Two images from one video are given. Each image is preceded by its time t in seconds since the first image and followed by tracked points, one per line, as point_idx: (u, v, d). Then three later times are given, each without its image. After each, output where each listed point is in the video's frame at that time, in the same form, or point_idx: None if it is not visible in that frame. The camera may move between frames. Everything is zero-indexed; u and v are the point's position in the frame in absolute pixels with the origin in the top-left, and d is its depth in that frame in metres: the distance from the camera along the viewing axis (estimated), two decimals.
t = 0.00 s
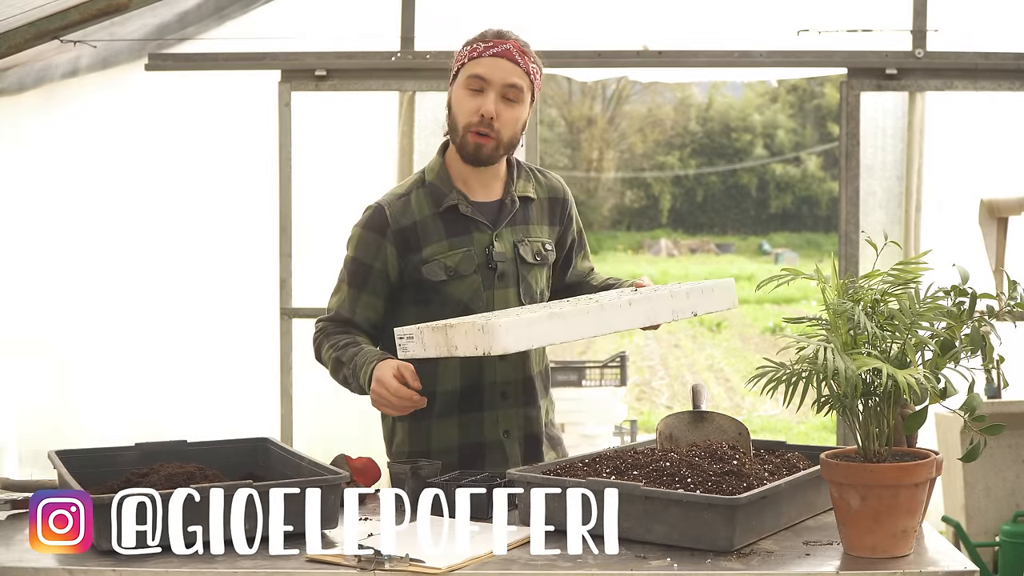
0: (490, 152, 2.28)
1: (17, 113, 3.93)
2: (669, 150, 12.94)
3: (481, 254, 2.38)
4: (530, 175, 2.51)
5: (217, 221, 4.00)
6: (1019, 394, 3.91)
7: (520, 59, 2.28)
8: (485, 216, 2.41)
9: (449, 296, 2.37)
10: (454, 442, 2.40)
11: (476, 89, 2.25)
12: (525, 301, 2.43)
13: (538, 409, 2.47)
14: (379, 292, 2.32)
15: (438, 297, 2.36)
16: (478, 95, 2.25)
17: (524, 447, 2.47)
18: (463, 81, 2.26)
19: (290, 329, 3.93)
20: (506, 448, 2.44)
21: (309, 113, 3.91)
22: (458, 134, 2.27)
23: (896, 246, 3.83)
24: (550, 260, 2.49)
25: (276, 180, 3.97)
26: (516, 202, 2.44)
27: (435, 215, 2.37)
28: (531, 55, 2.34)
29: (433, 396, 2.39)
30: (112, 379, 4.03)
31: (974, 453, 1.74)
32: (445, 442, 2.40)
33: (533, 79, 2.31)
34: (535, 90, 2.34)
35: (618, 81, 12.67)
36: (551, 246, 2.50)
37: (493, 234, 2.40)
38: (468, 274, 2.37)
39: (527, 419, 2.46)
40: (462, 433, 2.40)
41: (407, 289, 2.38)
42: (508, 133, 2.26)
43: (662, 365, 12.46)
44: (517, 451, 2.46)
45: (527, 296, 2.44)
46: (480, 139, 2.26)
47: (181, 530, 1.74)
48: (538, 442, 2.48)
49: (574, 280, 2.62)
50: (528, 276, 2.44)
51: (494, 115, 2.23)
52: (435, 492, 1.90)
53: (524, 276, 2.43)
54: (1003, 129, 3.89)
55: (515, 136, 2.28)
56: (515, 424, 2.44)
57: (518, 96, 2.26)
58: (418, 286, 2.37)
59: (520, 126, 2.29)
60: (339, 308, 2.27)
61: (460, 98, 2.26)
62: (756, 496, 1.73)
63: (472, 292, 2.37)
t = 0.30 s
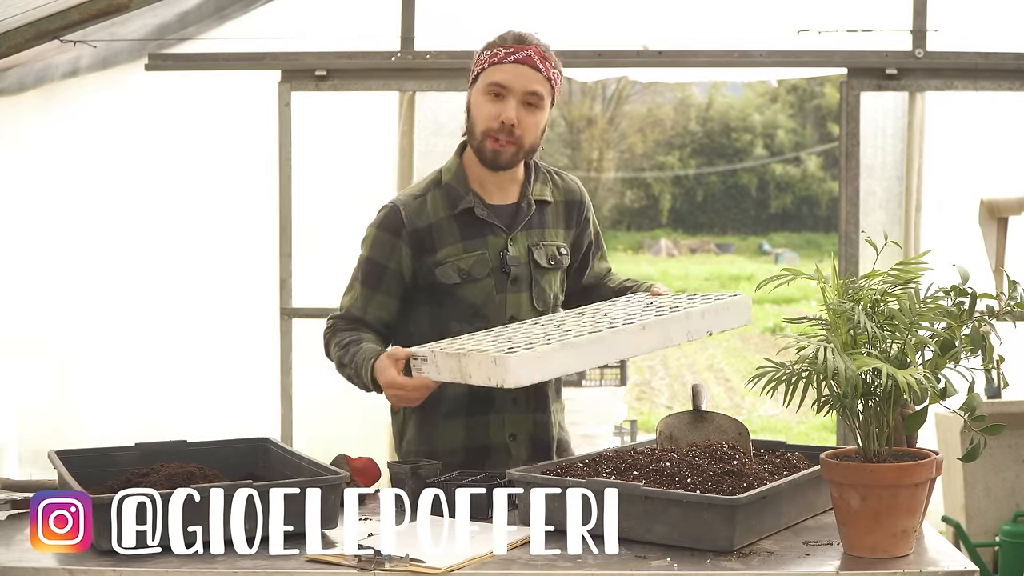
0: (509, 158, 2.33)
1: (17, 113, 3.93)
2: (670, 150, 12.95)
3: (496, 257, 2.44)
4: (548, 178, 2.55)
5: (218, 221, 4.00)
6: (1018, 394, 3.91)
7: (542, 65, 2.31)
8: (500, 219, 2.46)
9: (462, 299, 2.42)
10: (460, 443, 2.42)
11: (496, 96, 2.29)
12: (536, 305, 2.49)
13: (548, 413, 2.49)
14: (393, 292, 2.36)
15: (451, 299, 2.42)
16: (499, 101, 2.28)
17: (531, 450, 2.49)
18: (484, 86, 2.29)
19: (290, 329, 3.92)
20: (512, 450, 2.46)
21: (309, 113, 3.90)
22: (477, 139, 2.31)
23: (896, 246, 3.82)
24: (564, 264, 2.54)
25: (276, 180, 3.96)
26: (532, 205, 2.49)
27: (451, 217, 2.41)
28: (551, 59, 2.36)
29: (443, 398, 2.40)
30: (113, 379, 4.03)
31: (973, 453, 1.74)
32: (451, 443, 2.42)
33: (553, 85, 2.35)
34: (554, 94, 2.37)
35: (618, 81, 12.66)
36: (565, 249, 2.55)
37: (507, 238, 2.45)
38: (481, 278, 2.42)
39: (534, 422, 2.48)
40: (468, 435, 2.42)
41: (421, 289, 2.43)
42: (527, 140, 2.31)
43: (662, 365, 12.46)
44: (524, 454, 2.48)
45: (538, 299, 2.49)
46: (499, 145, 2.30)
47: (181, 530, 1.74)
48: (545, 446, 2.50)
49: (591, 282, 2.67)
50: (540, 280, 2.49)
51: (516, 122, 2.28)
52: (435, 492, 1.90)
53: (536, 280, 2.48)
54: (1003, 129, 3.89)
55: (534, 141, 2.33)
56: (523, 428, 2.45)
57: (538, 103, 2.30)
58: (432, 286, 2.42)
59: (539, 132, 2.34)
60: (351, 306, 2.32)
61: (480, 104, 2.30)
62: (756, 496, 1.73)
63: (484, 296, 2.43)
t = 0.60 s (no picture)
0: (516, 152, 2.32)
1: (17, 113, 3.93)
2: (670, 150, 12.95)
3: (501, 253, 2.44)
4: (550, 174, 2.56)
5: (218, 221, 4.00)
6: (1018, 394, 3.91)
7: (545, 58, 2.31)
8: (504, 215, 2.46)
9: (468, 296, 2.42)
10: (469, 441, 2.43)
11: (501, 91, 2.29)
12: (542, 300, 2.49)
13: (556, 409, 2.49)
14: (401, 293, 2.36)
15: (458, 296, 2.42)
16: (505, 96, 2.28)
17: (541, 445, 2.49)
18: (489, 82, 2.29)
19: (290, 329, 3.92)
20: (521, 447, 2.46)
21: (309, 113, 3.90)
22: (484, 135, 2.31)
23: (896, 246, 3.82)
24: (568, 259, 2.54)
25: (275, 180, 3.96)
26: (535, 199, 2.49)
27: (454, 215, 2.41)
28: (553, 52, 2.37)
29: (452, 395, 2.42)
30: (113, 379, 4.03)
31: (973, 453, 1.74)
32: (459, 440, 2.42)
33: (556, 78, 2.35)
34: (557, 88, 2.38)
35: (618, 81, 12.66)
36: (569, 244, 2.55)
37: (512, 234, 2.45)
38: (487, 274, 2.42)
39: (542, 417, 2.48)
40: (476, 431, 2.43)
41: (427, 288, 2.44)
42: (534, 134, 2.31)
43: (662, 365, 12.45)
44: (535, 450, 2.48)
45: (543, 294, 2.49)
46: (506, 139, 2.30)
47: (181, 530, 1.74)
48: (555, 441, 2.50)
49: (603, 279, 2.68)
50: (545, 275, 2.49)
51: (523, 116, 2.28)
52: (435, 492, 1.90)
53: (541, 275, 2.48)
54: (1003, 129, 3.89)
55: (540, 136, 2.33)
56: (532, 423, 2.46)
57: (544, 97, 2.30)
58: (438, 284, 2.42)
59: (544, 127, 2.34)
60: (361, 310, 2.31)
61: (485, 99, 2.30)
62: (755, 496, 1.73)
63: (490, 293, 2.43)
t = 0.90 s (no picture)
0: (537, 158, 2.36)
1: (17, 113, 3.92)
2: (670, 150, 12.95)
3: (502, 252, 2.44)
4: (542, 173, 2.58)
5: (218, 221, 4.00)
6: (1018, 394, 3.91)
7: (556, 63, 2.32)
8: (504, 214, 2.47)
9: (473, 296, 2.42)
10: (480, 440, 2.43)
11: (524, 101, 2.29)
12: (546, 296, 2.49)
13: (563, 405, 2.51)
14: (408, 299, 2.32)
15: (462, 297, 2.42)
16: (526, 106, 2.29)
17: (551, 442, 2.50)
18: (509, 92, 2.28)
19: (290, 328, 3.93)
20: (531, 444, 2.47)
21: (309, 113, 3.90)
22: (506, 145, 2.32)
23: (896, 246, 3.82)
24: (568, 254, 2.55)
25: (276, 180, 3.96)
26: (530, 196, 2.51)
27: (455, 217, 2.41)
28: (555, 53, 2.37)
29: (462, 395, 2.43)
30: (113, 378, 4.03)
31: (973, 453, 1.74)
32: (469, 440, 2.43)
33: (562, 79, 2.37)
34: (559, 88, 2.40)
35: (618, 81, 12.66)
36: (567, 239, 2.57)
37: (512, 232, 2.46)
38: (490, 273, 2.42)
39: (552, 412, 2.49)
40: (486, 429, 2.43)
41: (432, 291, 2.43)
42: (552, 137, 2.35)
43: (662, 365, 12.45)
44: (546, 447, 2.49)
45: (546, 289, 2.49)
46: (528, 147, 2.32)
47: (181, 530, 1.74)
48: (565, 437, 2.51)
49: (602, 271, 2.69)
50: (547, 271, 2.50)
51: (544, 123, 2.30)
52: (435, 492, 1.90)
53: (543, 270, 2.49)
54: (1003, 129, 3.89)
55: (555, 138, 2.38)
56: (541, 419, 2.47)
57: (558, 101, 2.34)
58: (442, 287, 2.42)
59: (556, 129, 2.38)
60: (370, 318, 2.27)
61: (507, 110, 2.29)
62: (755, 496, 1.73)
63: (495, 291, 2.43)
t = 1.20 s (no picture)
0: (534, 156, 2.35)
1: (17, 112, 3.92)
2: (669, 150, 12.95)
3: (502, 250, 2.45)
4: (541, 174, 2.59)
5: (218, 221, 3.99)
6: (1018, 394, 3.91)
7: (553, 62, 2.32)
8: (506, 212, 2.47)
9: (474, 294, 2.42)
10: (480, 439, 2.43)
11: (520, 100, 2.28)
12: (546, 295, 2.49)
13: (563, 403, 2.51)
14: (412, 286, 2.32)
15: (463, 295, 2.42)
16: (522, 104, 2.28)
17: (552, 441, 2.50)
18: (504, 90, 2.28)
19: (290, 328, 3.92)
20: (532, 443, 2.47)
21: (309, 113, 3.90)
22: (501, 142, 2.31)
23: (896, 246, 3.83)
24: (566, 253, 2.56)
25: (276, 180, 3.96)
26: (529, 195, 2.52)
27: (455, 214, 2.41)
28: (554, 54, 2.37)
29: (463, 395, 2.43)
30: (113, 378, 4.03)
31: (973, 453, 1.74)
32: (469, 440, 2.43)
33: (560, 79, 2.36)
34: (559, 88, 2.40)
35: (618, 81, 12.66)
36: (566, 239, 2.57)
37: (512, 230, 2.46)
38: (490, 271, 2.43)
39: (552, 412, 2.49)
40: (487, 428, 2.43)
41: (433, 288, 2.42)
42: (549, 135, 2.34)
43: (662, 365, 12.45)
44: (546, 446, 2.49)
45: (546, 289, 2.49)
46: (524, 144, 2.31)
47: (181, 530, 1.74)
48: (565, 436, 2.51)
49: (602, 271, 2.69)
50: (546, 269, 2.50)
51: (541, 120, 2.29)
52: (435, 492, 1.90)
53: (542, 268, 2.49)
54: (1003, 129, 3.89)
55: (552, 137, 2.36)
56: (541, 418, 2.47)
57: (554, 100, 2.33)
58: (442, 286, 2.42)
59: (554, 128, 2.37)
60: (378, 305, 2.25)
61: (503, 108, 2.29)
62: (755, 496, 1.73)
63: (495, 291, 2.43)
